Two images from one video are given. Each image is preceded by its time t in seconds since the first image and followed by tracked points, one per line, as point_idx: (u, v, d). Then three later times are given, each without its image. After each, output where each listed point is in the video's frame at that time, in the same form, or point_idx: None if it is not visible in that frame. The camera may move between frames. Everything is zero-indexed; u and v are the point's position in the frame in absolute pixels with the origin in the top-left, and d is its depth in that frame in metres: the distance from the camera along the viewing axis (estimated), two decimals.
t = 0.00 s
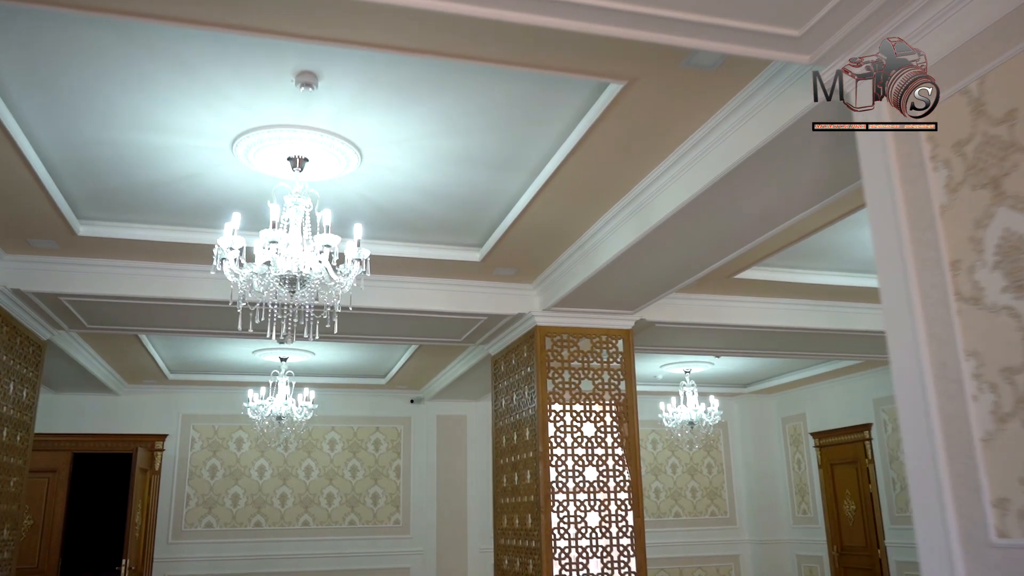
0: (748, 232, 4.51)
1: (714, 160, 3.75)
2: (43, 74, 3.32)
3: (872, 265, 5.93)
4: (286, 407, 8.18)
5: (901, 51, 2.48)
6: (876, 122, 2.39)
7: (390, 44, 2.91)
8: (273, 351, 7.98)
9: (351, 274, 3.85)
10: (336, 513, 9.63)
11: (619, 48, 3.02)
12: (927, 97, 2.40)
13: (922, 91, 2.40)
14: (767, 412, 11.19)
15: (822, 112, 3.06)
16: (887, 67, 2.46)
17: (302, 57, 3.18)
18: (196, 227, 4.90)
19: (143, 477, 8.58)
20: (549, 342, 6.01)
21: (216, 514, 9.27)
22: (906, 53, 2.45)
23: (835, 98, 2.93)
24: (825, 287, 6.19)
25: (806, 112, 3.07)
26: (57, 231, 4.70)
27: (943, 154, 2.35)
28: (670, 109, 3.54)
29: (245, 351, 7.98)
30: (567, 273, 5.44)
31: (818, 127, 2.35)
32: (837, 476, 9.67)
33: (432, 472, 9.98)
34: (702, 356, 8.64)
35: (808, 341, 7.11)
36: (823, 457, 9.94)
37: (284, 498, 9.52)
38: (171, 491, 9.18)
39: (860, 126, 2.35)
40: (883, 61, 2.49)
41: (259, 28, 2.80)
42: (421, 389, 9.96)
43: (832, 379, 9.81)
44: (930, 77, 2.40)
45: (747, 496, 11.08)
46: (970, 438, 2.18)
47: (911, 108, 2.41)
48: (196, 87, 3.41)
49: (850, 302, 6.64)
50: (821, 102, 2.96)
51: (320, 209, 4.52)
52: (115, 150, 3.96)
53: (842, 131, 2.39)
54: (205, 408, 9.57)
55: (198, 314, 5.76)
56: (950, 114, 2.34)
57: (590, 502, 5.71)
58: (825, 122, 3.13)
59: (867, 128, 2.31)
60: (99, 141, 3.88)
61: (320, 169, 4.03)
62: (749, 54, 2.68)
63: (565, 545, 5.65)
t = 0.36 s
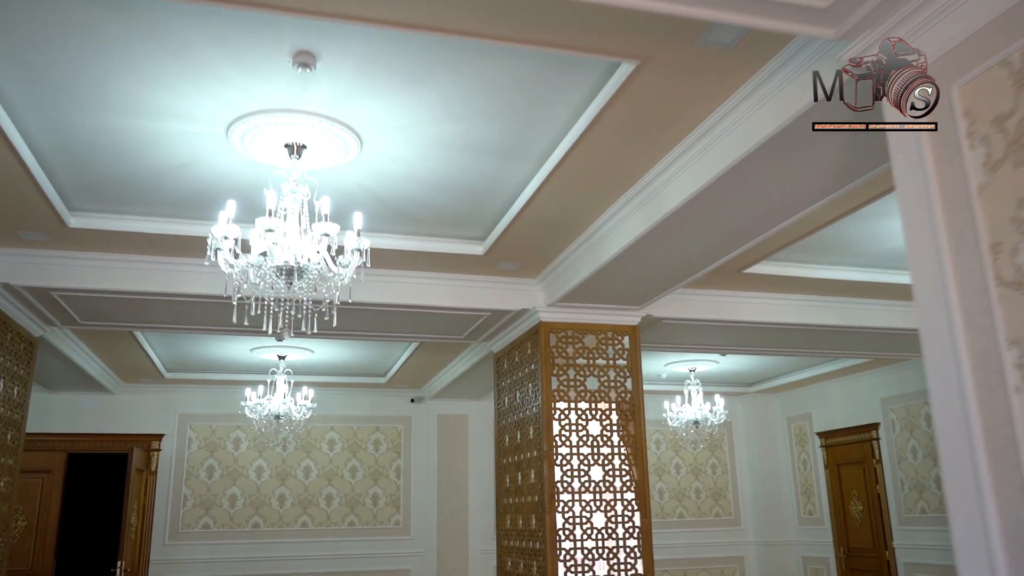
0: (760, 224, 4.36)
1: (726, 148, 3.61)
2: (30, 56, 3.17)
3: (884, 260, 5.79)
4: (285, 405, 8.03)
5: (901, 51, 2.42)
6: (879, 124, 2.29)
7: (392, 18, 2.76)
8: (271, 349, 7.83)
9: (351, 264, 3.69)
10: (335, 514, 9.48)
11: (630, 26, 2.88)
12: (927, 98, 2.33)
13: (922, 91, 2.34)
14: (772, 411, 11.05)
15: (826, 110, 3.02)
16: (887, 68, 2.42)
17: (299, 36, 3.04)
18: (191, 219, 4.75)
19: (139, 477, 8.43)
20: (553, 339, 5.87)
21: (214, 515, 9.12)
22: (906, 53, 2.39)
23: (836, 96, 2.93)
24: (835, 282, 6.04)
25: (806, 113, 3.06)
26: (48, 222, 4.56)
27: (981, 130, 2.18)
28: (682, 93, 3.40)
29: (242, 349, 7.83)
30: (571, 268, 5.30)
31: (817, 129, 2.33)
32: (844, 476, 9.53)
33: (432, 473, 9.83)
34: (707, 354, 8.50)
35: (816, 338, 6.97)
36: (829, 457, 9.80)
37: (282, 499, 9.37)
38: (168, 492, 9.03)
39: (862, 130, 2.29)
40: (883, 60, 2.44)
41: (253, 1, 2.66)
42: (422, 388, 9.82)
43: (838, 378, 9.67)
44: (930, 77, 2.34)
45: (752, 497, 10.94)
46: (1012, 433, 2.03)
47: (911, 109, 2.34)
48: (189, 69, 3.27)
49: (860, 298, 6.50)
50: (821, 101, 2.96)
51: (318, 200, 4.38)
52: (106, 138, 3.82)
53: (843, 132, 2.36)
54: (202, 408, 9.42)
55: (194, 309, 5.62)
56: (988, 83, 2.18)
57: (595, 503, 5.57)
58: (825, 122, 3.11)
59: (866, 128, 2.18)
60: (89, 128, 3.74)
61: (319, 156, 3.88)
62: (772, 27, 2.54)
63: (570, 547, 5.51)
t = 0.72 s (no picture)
0: (774, 214, 4.19)
1: (743, 131, 3.45)
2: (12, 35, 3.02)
3: (898, 254, 5.64)
4: (283, 404, 7.84)
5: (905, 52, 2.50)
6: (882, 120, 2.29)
7: None
8: (270, 347, 7.68)
9: (350, 254, 3.53)
10: (335, 515, 9.32)
11: None
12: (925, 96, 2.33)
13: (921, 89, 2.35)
14: (778, 410, 10.89)
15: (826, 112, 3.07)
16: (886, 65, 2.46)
17: (295, 11, 2.88)
18: (185, 210, 4.60)
19: (135, 477, 8.28)
20: (558, 335, 5.72)
21: (211, 516, 8.97)
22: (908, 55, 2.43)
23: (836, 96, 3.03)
24: (847, 277, 5.88)
25: (806, 115, 3.11)
26: (37, 213, 4.40)
27: None
28: (698, 72, 3.25)
29: (240, 347, 7.69)
30: (578, 260, 5.14)
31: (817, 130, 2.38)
32: (851, 476, 9.37)
33: (434, 473, 9.68)
34: (714, 352, 8.34)
35: (826, 335, 6.82)
36: (836, 457, 9.64)
37: (281, 499, 9.22)
38: (164, 493, 8.88)
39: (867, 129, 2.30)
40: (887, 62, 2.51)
41: None
42: (423, 386, 9.67)
43: (846, 376, 9.51)
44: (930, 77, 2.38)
45: (758, 497, 10.78)
46: None
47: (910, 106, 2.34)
48: (179, 49, 3.12)
49: (872, 293, 6.34)
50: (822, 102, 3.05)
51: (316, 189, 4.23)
52: (95, 124, 3.66)
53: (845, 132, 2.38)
54: (200, 407, 9.27)
55: (189, 304, 5.47)
56: None
57: (602, 503, 5.41)
58: (824, 122, 3.15)
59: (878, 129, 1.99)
60: (77, 114, 3.59)
61: (317, 142, 3.73)
62: None
63: (576, 548, 5.35)
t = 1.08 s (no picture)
0: (784, 206, 4.03)
1: (754, 117, 3.30)
2: None
3: (908, 248, 5.50)
4: (277, 404, 7.69)
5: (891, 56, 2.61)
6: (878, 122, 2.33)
7: None
8: (266, 345, 7.54)
9: (345, 247, 3.39)
10: (332, 516, 9.18)
11: None
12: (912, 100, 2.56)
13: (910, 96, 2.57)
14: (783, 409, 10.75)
15: (826, 112, 3.06)
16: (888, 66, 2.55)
17: None
18: (175, 204, 4.46)
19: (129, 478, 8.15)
20: (560, 332, 5.57)
21: (207, 518, 8.82)
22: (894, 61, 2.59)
23: (835, 97, 2.95)
24: (856, 272, 5.74)
25: (808, 114, 3.08)
26: (22, 206, 4.25)
27: None
28: (709, 54, 3.11)
29: (236, 345, 7.55)
30: (581, 255, 4.99)
31: (817, 127, 2.51)
32: (857, 476, 9.22)
33: (433, 473, 9.54)
34: (718, 350, 8.19)
35: (833, 332, 6.68)
36: (842, 457, 9.49)
37: (278, 500, 9.07)
38: (159, 494, 8.73)
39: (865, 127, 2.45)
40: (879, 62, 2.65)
41: None
42: (422, 386, 9.53)
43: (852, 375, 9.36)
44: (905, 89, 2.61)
45: (762, 498, 10.63)
46: None
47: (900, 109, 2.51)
48: (164, 33, 2.97)
49: (881, 289, 6.20)
50: (822, 101, 2.97)
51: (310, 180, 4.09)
52: (80, 112, 3.52)
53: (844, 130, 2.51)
54: (195, 406, 9.13)
55: (182, 301, 5.32)
56: None
57: (605, 505, 5.26)
58: (825, 122, 3.14)
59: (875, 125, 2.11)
60: (60, 102, 3.44)
61: (310, 131, 3.59)
62: None
63: (579, 552, 5.21)
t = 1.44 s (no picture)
0: (790, 195, 3.89)
1: (761, 99, 3.15)
2: None
3: (915, 242, 5.36)
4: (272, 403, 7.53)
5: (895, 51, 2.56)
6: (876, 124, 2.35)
7: None
8: (260, 342, 7.40)
9: (333, 235, 3.24)
10: (328, 517, 9.03)
11: None
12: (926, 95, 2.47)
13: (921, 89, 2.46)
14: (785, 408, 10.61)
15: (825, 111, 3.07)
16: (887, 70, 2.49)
17: None
18: (162, 195, 4.32)
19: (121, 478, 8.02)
20: (558, 328, 5.43)
21: (201, 518, 8.68)
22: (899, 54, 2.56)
23: (835, 97, 2.97)
24: (863, 266, 5.59)
25: (807, 116, 3.10)
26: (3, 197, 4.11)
27: None
28: (715, 33, 2.96)
29: (229, 343, 7.41)
30: (580, 248, 4.84)
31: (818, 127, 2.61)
32: (861, 476, 9.07)
33: (431, 473, 9.40)
34: (720, 348, 8.05)
35: (837, 329, 6.54)
36: (845, 456, 9.34)
37: (273, 501, 8.92)
38: (152, 494, 8.58)
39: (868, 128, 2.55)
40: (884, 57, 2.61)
41: None
42: (420, 384, 9.39)
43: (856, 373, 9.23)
44: (925, 78, 2.47)
45: (765, 499, 10.49)
46: None
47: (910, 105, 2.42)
48: (142, 10, 2.83)
49: (888, 284, 6.06)
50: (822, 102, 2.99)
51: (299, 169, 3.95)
52: (58, 99, 3.38)
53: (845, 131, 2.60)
54: (189, 406, 8.98)
55: (171, 296, 5.18)
56: None
57: (605, 505, 5.12)
58: (825, 122, 3.16)
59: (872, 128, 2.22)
60: (37, 87, 3.29)
61: (297, 117, 3.46)
62: None
63: (578, 553, 5.07)
